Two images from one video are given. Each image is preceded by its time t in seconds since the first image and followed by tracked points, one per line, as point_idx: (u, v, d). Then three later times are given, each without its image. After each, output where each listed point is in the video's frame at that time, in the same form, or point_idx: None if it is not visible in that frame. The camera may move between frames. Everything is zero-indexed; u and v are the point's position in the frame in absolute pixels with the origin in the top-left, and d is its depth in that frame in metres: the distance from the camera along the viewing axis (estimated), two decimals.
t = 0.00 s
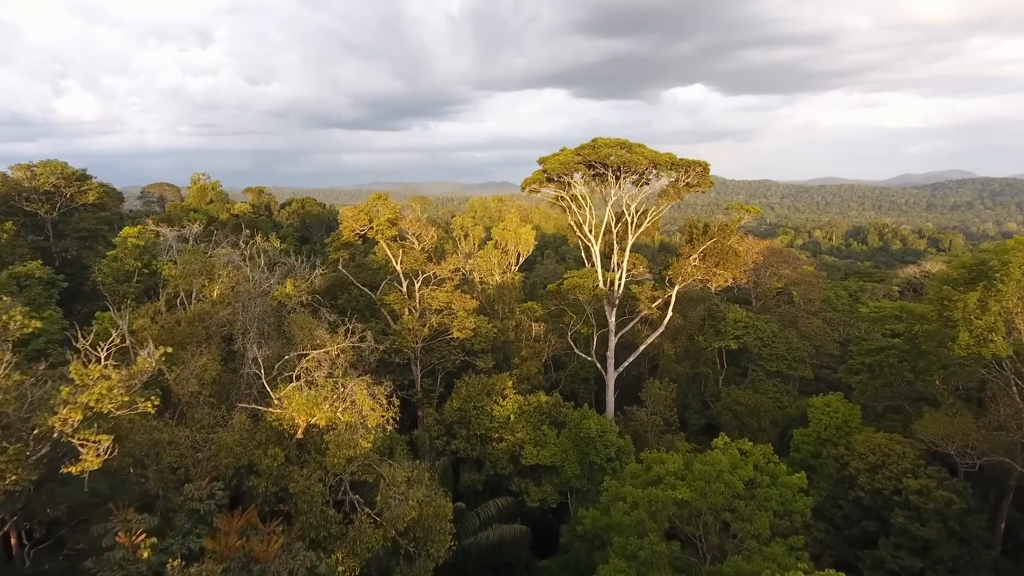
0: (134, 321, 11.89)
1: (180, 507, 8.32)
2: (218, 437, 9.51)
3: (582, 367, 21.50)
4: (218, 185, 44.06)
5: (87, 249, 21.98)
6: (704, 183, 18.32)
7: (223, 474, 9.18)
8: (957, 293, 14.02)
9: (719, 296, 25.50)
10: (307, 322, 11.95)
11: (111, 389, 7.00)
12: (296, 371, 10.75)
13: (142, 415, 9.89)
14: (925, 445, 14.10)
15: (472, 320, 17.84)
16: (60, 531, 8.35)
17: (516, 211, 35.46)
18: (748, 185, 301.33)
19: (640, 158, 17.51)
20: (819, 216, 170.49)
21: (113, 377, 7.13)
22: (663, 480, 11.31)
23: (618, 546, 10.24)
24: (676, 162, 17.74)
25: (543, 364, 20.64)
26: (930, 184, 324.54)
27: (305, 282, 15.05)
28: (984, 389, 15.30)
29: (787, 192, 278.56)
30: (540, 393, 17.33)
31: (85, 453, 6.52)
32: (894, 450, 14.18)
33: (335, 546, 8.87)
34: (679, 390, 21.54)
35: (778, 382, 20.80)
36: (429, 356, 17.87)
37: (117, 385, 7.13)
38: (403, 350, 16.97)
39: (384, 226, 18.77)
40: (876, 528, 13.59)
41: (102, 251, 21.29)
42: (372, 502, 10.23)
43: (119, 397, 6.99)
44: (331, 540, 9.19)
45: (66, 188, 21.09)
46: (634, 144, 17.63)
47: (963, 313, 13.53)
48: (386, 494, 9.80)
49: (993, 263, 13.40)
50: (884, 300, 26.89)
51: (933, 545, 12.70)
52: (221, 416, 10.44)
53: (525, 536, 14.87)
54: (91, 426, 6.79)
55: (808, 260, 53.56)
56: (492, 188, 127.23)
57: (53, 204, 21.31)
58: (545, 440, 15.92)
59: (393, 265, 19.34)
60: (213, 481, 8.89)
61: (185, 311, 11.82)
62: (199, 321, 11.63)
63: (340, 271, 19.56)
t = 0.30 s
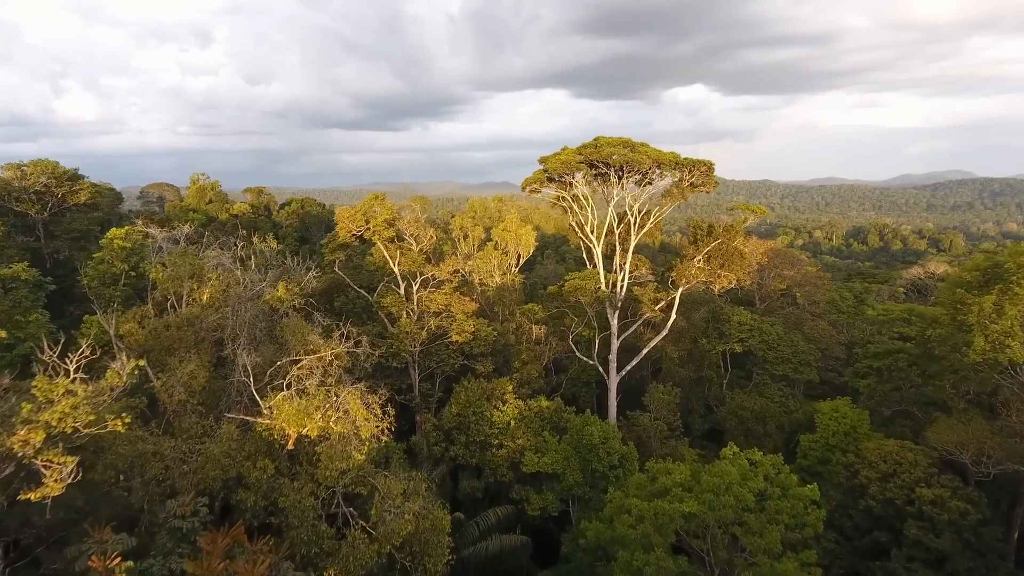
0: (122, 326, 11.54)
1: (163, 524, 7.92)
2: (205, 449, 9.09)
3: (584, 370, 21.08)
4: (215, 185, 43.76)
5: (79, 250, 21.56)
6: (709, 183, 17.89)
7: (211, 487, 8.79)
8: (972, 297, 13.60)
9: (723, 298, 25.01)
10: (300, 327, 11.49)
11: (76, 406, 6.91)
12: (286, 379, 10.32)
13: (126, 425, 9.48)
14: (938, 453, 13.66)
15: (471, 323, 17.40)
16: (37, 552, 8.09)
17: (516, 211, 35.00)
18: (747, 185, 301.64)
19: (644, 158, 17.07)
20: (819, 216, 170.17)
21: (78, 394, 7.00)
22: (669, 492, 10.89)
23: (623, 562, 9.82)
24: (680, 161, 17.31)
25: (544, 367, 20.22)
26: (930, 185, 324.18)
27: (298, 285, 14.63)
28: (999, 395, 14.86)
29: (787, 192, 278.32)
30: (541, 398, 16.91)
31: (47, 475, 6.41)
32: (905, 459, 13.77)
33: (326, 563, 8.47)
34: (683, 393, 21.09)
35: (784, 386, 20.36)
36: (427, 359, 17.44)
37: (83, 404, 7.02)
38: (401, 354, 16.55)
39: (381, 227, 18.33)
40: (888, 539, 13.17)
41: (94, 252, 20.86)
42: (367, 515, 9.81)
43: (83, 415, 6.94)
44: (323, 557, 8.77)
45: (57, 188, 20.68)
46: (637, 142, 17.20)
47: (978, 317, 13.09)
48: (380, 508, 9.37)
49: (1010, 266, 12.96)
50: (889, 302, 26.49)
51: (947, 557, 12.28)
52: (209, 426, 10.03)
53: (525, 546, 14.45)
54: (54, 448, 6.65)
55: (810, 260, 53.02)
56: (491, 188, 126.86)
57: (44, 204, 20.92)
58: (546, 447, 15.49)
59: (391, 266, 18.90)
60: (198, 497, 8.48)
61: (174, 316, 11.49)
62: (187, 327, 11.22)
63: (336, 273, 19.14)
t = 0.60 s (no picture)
0: (109, 331, 11.17)
1: (146, 541, 7.54)
2: (192, 460, 8.72)
3: (585, 374, 20.70)
4: (214, 185, 43.49)
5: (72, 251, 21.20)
6: (714, 183, 17.51)
7: (198, 499, 8.44)
8: (986, 300, 13.23)
9: (726, 299, 24.63)
10: (293, 332, 11.10)
11: (40, 423, 6.58)
12: (278, 387, 9.93)
13: (111, 434, 9.10)
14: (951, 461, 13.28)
15: (470, 326, 17.02)
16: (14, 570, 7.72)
17: (516, 211, 34.61)
18: (746, 186, 301.14)
19: (647, 157, 16.69)
20: (819, 216, 169.83)
21: (43, 412, 6.69)
22: (675, 503, 10.51)
23: None
24: (684, 160, 16.93)
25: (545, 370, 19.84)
26: (930, 185, 323.86)
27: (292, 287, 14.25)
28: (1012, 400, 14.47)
29: (786, 193, 277.83)
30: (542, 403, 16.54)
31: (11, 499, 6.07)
32: (916, 466, 13.39)
33: None
34: (686, 397, 20.71)
35: (789, 390, 19.98)
36: (425, 363, 17.06)
37: (47, 421, 6.68)
38: (398, 357, 16.17)
39: (379, 228, 17.91)
40: (900, 549, 12.79)
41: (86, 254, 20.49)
42: (361, 528, 9.42)
43: (46, 432, 6.61)
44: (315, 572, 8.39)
45: (49, 187, 20.32)
46: (640, 142, 16.83)
47: (993, 321, 12.72)
48: (375, 521, 8.99)
49: None
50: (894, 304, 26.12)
51: (961, 568, 11.91)
52: (197, 435, 9.66)
53: (526, 556, 14.06)
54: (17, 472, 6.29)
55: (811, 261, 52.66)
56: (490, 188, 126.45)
57: (36, 205, 20.57)
58: (547, 453, 15.11)
59: (388, 268, 18.51)
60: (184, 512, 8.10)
61: (164, 321, 11.12)
62: (177, 332, 10.85)
63: (333, 275, 18.75)
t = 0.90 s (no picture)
0: (94, 337, 10.76)
1: (126, 561, 7.11)
2: (176, 474, 8.29)
3: (587, 377, 20.26)
4: (214, 186, 43.23)
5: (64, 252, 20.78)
6: (719, 183, 17.07)
7: (182, 515, 8.02)
8: (1002, 304, 12.80)
9: (730, 301, 24.20)
10: (285, 337, 10.65)
11: None
12: (267, 396, 9.49)
13: (93, 446, 8.68)
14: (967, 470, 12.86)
15: (469, 330, 16.59)
16: None
17: (515, 211, 34.21)
18: (746, 186, 300.94)
19: (651, 156, 16.26)
20: (819, 217, 169.44)
21: None
22: (683, 517, 10.07)
23: None
24: (689, 160, 16.51)
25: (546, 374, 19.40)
26: (930, 185, 323.60)
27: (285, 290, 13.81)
28: None
29: (786, 193, 277.52)
30: (543, 408, 16.10)
31: None
32: (929, 475, 12.96)
33: None
34: (690, 401, 20.27)
35: (795, 394, 19.55)
36: (424, 367, 16.63)
37: None
38: (396, 362, 15.75)
39: (376, 229, 17.44)
40: (914, 561, 12.35)
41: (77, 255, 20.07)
42: (355, 543, 8.98)
43: None
44: None
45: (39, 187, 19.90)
46: (644, 141, 16.41)
47: (1010, 326, 12.29)
48: (369, 538, 8.54)
49: None
50: (899, 305, 25.71)
51: None
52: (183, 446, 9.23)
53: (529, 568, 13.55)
54: None
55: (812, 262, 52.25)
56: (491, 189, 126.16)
57: (26, 205, 20.15)
58: (548, 461, 14.68)
59: (386, 270, 18.08)
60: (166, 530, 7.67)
61: (150, 326, 10.68)
62: (163, 338, 10.42)
63: (329, 277, 18.32)
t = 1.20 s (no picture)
0: (80, 342, 10.39)
1: None
2: (161, 487, 7.89)
3: (589, 381, 19.88)
4: (213, 186, 42.91)
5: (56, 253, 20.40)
6: (724, 182, 16.68)
7: (167, 530, 7.63)
8: (1018, 307, 12.42)
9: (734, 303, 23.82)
10: (277, 342, 10.25)
11: None
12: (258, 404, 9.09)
13: (76, 457, 8.30)
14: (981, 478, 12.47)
15: (469, 333, 16.20)
16: None
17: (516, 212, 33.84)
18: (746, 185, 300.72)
19: (655, 155, 15.87)
20: (819, 217, 169.17)
21: None
22: (691, 530, 9.67)
23: None
24: (694, 158, 16.12)
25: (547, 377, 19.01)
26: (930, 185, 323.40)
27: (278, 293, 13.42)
28: None
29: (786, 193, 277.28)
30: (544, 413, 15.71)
31: None
32: (943, 483, 12.58)
33: None
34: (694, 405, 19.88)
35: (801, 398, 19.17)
36: (422, 371, 16.24)
37: None
38: (393, 366, 15.36)
39: (374, 230, 17.03)
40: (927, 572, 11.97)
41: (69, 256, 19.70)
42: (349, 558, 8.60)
43: None
44: None
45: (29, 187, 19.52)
46: (647, 139, 16.02)
47: None
48: (363, 554, 8.15)
49: None
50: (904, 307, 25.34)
51: None
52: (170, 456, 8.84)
53: None
54: None
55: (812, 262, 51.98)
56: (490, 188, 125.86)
57: (17, 205, 19.77)
58: (550, 468, 14.29)
59: (383, 272, 17.69)
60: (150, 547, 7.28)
61: (137, 330, 10.30)
62: (152, 342, 10.03)
63: (326, 278, 17.92)
